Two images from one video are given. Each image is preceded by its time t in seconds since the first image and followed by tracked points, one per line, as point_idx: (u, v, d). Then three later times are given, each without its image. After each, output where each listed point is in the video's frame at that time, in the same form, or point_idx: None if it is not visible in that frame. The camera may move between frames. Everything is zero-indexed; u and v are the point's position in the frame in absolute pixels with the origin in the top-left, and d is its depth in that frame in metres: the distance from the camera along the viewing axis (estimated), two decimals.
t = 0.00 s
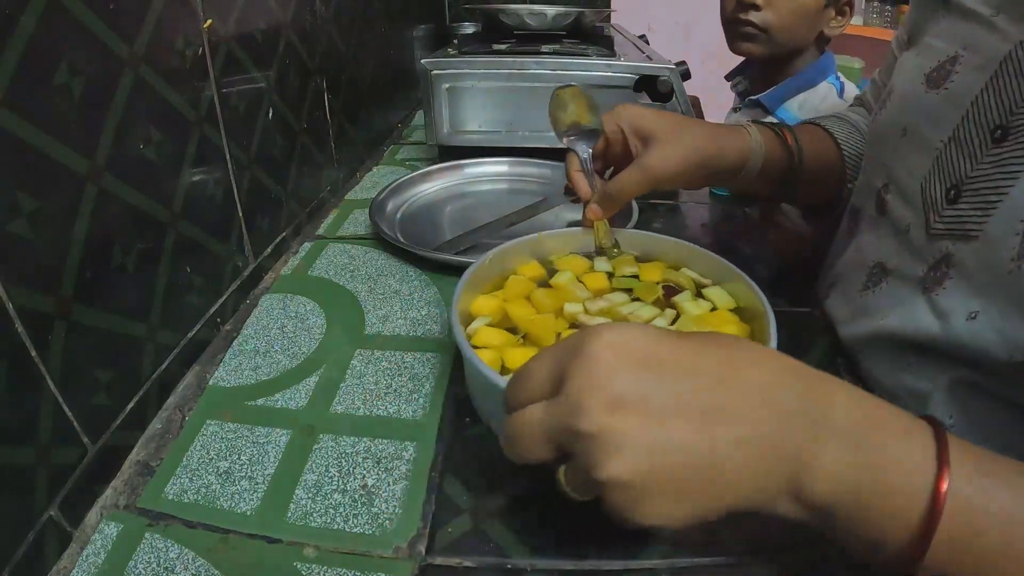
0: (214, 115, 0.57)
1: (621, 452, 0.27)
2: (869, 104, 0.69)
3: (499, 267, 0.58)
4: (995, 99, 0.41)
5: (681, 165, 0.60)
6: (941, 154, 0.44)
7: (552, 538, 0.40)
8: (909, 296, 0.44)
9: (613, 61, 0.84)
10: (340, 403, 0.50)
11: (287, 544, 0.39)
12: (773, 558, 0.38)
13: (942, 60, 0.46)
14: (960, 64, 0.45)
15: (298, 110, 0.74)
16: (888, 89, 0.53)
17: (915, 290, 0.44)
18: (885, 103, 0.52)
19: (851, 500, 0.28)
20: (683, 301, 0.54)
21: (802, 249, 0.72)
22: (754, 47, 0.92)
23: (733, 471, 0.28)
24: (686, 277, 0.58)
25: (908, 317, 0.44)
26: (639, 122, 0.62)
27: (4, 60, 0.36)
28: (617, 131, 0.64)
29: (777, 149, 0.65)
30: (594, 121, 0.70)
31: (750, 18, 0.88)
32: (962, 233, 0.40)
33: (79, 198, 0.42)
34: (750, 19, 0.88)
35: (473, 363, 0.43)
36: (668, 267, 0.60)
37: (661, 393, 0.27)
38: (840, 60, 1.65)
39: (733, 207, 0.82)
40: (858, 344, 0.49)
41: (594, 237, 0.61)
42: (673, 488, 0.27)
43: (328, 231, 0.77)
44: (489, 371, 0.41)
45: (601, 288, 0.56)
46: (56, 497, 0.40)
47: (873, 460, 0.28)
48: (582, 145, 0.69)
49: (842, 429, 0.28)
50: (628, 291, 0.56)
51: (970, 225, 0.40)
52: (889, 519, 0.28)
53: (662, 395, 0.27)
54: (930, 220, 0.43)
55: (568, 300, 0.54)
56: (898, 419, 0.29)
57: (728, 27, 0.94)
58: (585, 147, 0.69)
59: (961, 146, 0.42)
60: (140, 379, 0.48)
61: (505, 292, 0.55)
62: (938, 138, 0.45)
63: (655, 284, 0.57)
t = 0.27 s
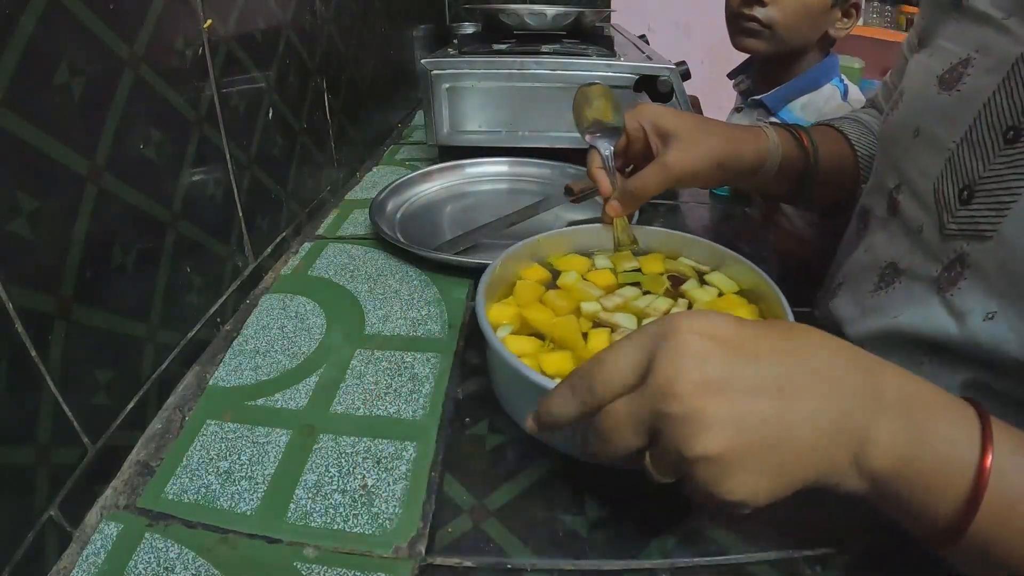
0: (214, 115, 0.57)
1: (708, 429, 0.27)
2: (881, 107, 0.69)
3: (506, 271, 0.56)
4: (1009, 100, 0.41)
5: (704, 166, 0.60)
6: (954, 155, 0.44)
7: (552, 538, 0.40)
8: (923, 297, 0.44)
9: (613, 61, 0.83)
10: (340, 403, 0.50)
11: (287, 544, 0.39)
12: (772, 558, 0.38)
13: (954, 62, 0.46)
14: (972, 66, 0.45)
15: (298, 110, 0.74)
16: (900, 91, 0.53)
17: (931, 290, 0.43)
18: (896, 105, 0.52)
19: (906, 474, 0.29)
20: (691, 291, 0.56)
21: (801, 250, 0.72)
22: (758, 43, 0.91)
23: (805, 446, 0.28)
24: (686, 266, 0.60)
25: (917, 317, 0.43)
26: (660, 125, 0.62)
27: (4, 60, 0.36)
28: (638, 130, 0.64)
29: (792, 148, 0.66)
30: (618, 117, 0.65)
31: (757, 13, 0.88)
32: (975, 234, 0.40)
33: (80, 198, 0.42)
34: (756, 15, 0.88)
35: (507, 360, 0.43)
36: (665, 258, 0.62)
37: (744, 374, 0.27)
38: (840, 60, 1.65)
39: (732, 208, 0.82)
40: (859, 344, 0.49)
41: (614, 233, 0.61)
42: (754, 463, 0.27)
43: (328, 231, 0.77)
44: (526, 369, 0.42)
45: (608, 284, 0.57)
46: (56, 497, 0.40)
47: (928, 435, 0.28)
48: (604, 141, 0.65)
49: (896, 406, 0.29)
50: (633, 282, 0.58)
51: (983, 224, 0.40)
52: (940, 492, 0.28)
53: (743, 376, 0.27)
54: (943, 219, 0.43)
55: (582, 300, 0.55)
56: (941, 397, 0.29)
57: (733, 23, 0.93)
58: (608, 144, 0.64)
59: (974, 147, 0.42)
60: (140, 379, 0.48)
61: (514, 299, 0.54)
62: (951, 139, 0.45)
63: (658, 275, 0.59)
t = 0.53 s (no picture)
0: (214, 114, 0.57)
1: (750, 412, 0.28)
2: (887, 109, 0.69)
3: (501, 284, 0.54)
4: (1014, 99, 0.41)
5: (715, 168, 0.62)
6: (961, 154, 0.44)
7: (552, 538, 0.40)
8: (933, 295, 0.44)
9: (613, 61, 0.83)
10: (340, 403, 0.50)
11: (287, 544, 0.39)
12: (772, 558, 0.38)
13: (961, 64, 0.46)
14: (978, 68, 0.45)
15: (298, 110, 0.74)
16: (907, 93, 0.53)
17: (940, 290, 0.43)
18: (904, 105, 0.52)
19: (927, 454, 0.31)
20: (687, 282, 0.58)
21: (801, 250, 0.72)
22: (766, 44, 0.91)
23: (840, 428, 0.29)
24: (672, 259, 0.62)
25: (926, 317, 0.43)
26: (681, 126, 0.65)
27: (4, 60, 0.36)
28: (656, 130, 0.68)
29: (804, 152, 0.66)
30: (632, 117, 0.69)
31: (766, 14, 0.87)
32: (983, 233, 0.40)
33: (80, 198, 0.42)
34: (765, 16, 0.88)
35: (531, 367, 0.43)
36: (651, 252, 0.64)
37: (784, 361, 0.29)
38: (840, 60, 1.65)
39: (732, 208, 0.82)
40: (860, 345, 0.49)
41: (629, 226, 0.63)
42: (797, 444, 0.29)
43: (328, 231, 0.77)
44: (549, 373, 0.42)
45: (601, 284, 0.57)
46: (55, 497, 0.40)
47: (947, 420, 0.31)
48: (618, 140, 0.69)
49: (921, 392, 0.30)
50: (624, 278, 0.59)
51: (991, 223, 0.40)
52: (958, 472, 0.31)
53: (781, 362, 0.29)
54: (952, 218, 0.43)
55: (583, 302, 0.54)
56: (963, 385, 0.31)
57: (740, 22, 0.92)
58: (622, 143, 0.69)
59: (980, 147, 0.42)
60: (140, 379, 0.48)
61: (512, 310, 0.53)
62: (957, 138, 0.45)
63: (648, 270, 0.60)
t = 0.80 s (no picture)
0: (214, 114, 0.57)
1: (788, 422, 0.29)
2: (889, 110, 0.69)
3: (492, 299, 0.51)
4: (1016, 99, 0.41)
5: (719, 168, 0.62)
6: (963, 154, 0.44)
7: (552, 538, 0.40)
8: (938, 294, 0.44)
9: (613, 61, 0.83)
10: (340, 403, 0.50)
11: (287, 544, 0.40)
12: (772, 558, 0.38)
13: (962, 65, 0.46)
14: (979, 69, 0.45)
15: (298, 110, 0.74)
16: (908, 93, 0.53)
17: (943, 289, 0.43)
18: (906, 106, 0.52)
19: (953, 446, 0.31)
20: (669, 275, 0.59)
21: (801, 251, 0.72)
22: (770, 46, 0.92)
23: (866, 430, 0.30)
24: (646, 253, 0.62)
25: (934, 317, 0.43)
26: (683, 126, 0.65)
27: (4, 60, 0.36)
28: (661, 129, 0.67)
29: (807, 154, 0.66)
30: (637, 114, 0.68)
31: (772, 17, 0.87)
32: (987, 232, 0.40)
33: (79, 198, 0.42)
34: (772, 19, 0.88)
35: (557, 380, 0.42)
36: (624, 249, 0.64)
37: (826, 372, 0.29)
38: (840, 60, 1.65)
39: (732, 208, 0.82)
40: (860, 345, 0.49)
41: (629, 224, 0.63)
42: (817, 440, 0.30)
43: (328, 231, 0.77)
44: (575, 383, 0.41)
45: (587, 287, 0.56)
46: (55, 497, 0.40)
47: (969, 411, 0.31)
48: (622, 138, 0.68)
49: (945, 390, 0.31)
50: (605, 278, 0.58)
51: (995, 222, 0.40)
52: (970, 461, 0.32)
53: (819, 371, 0.29)
54: (955, 218, 0.43)
55: (579, 307, 0.53)
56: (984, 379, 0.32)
57: (745, 22, 0.92)
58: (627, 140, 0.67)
59: (983, 147, 0.42)
60: (140, 379, 0.48)
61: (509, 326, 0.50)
62: (959, 138, 0.45)
63: (625, 267, 0.60)
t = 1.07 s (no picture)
0: (214, 115, 0.57)
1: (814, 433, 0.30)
2: (889, 111, 0.69)
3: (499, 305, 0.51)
4: (1017, 98, 0.40)
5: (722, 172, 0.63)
6: (964, 153, 0.44)
7: (552, 538, 0.40)
8: (943, 293, 0.44)
9: (613, 60, 0.83)
10: (340, 403, 0.50)
11: (287, 544, 0.39)
12: (772, 558, 0.38)
13: (964, 66, 0.46)
14: (981, 69, 0.45)
15: (298, 110, 0.74)
16: (909, 93, 0.53)
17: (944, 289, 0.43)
18: (907, 105, 0.52)
19: (970, 447, 0.32)
20: (665, 271, 0.59)
21: (801, 251, 0.72)
22: (768, 45, 0.91)
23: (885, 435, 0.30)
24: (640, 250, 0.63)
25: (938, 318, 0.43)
26: (689, 126, 0.65)
27: (4, 60, 0.36)
28: (666, 129, 0.67)
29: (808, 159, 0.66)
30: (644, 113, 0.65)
31: (771, 15, 0.87)
32: (989, 231, 0.40)
33: (79, 198, 0.42)
34: (769, 17, 0.87)
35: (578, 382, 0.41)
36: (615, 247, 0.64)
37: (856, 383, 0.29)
38: (840, 59, 1.65)
39: (731, 208, 0.82)
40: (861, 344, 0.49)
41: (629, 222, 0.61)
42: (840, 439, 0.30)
43: (328, 231, 0.77)
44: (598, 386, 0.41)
45: (588, 288, 0.56)
46: (55, 497, 0.40)
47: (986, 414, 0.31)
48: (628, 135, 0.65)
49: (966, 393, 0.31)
50: (604, 278, 0.58)
51: (999, 220, 0.40)
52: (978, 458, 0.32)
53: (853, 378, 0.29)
54: (959, 217, 0.43)
55: (585, 309, 0.53)
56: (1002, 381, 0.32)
57: (744, 20, 0.91)
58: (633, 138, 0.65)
59: (983, 146, 0.42)
60: (140, 379, 0.48)
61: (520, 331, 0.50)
62: (961, 138, 0.44)
63: (620, 266, 0.60)
